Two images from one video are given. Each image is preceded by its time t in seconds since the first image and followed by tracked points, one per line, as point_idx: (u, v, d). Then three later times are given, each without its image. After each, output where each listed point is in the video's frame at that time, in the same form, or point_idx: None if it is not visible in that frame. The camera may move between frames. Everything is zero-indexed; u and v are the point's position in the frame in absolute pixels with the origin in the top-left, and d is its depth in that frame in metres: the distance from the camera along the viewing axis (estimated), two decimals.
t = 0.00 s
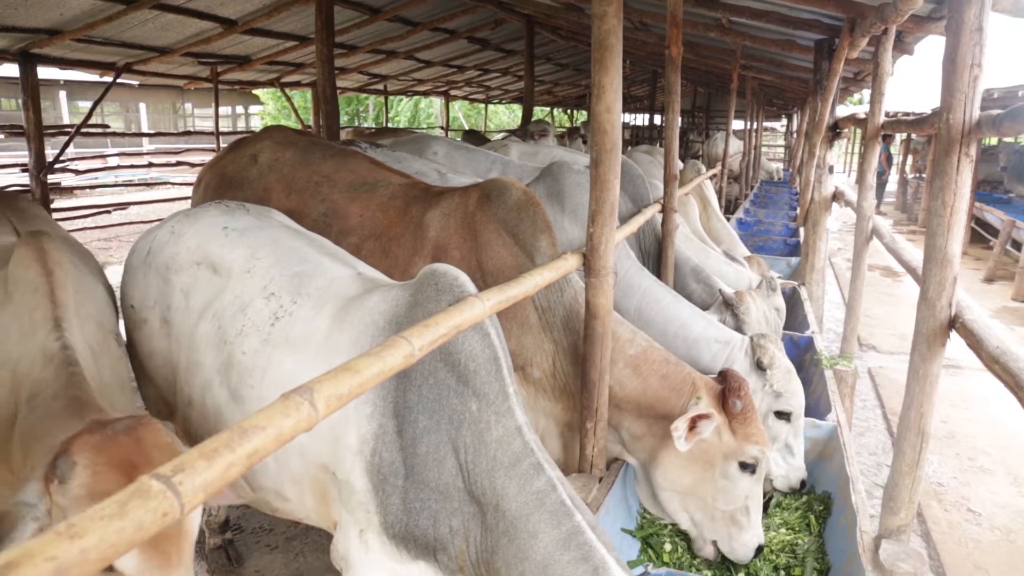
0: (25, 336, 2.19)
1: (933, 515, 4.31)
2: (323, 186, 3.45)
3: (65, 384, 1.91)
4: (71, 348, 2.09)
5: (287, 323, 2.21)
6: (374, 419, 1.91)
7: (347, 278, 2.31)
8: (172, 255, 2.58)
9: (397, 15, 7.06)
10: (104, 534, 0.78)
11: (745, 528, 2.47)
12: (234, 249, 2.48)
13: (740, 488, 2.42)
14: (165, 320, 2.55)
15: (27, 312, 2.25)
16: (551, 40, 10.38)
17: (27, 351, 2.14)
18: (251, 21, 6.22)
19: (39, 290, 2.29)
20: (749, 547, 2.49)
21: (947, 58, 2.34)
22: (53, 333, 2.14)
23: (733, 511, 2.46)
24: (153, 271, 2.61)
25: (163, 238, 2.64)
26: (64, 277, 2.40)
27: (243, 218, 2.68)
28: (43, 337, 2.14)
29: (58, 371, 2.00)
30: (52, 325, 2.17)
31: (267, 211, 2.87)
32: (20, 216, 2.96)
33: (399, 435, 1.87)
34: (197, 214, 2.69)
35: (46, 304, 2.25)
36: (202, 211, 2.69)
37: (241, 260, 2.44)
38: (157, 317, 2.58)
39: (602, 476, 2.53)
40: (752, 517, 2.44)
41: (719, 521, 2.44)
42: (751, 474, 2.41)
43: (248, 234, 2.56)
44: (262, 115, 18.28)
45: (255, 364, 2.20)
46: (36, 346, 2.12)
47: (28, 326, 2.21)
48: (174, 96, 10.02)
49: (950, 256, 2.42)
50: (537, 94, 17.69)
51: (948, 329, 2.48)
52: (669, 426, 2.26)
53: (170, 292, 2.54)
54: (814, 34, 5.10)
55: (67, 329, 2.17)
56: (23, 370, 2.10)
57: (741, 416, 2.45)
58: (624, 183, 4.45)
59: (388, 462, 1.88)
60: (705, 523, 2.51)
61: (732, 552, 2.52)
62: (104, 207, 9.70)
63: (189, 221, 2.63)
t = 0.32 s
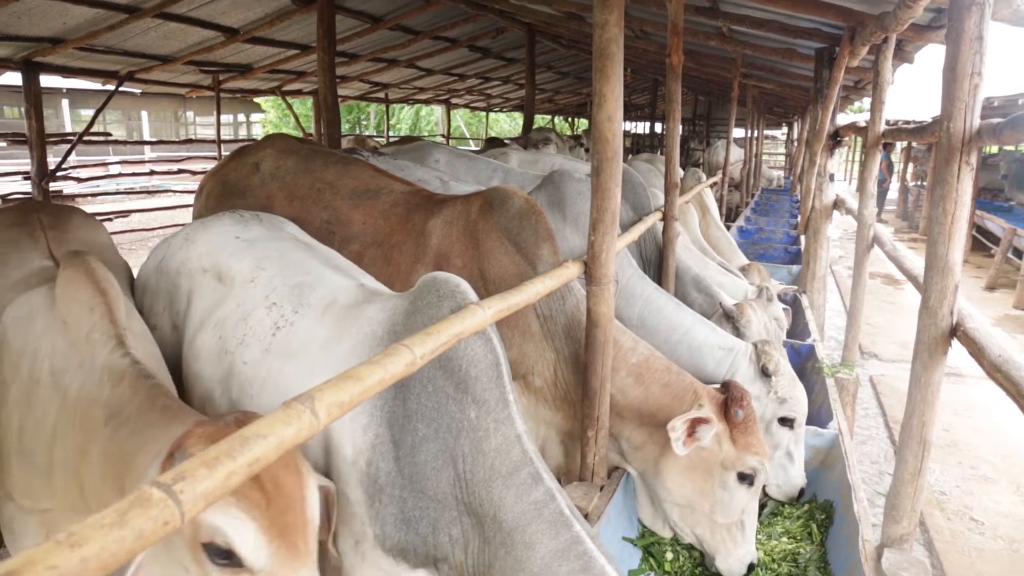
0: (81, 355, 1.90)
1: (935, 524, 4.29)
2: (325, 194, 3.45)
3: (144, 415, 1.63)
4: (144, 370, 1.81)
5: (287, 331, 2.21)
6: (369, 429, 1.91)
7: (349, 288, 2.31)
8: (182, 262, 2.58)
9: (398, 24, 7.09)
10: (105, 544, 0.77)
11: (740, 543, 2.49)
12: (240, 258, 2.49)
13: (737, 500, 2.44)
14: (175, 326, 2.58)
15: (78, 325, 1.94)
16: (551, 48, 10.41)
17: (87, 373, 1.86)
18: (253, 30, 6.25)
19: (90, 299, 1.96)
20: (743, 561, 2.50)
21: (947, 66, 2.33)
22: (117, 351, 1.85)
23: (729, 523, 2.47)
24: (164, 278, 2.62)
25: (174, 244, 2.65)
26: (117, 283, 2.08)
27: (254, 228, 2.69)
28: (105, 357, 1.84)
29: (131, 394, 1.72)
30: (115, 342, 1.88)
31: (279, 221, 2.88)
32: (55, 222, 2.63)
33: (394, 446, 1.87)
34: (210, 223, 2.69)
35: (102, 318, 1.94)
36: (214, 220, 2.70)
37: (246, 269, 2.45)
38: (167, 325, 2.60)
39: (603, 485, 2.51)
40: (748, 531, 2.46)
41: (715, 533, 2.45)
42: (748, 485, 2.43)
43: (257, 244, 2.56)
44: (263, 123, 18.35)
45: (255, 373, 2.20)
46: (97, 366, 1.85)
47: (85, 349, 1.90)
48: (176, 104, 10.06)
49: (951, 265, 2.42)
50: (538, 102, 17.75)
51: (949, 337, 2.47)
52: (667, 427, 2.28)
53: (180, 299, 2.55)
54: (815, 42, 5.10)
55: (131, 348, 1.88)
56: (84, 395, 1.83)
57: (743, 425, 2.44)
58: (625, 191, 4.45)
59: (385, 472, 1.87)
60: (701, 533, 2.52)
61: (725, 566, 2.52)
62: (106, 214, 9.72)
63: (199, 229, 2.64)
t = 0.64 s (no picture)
0: (122, 370, 1.83)
1: (938, 533, 4.28)
2: (331, 199, 3.45)
3: (188, 432, 1.54)
4: (185, 384, 1.71)
5: (285, 339, 2.21)
6: (361, 440, 1.95)
7: (347, 299, 2.31)
8: (193, 269, 2.59)
9: (400, 32, 7.11)
10: (105, 552, 0.77)
11: (745, 544, 2.49)
12: (246, 266, 2.49)
13: (742, 501, 2.44)
14: (184, 333, 2.59)
15: (121, 339, 1.86)
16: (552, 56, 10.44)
17: (130, 389, 1.77)
18: (255, 37, 6.27)
19: (135, 314, 1.88)
20: (747, 562, 2.51)
21: (947, 75, 2.33)
22: (159, 365, 1.76)
23: (733, 525, 2.47)
24: (174, 284, 2.63)
25: (185, 252, 2.66)
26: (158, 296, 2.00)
27: (263, 237, 2.69)
28: (147, 370, 1.75)
29: (172, 409, 1.63)
30: (158, 355, 1.78)
31: (290, 232, 2.88)
32: (71, 234, 2.63)
33: (383, 459, 1.90)
34: (221, 232, 2.70)
35: (145, 332, 1.84)
36: (226, 229, 2.71)
37: (250, 277, 2.45)
38: (174, 331, 2.61)
39: (603, 494, 2.50)
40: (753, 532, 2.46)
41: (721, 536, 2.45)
42: (753, 485, 2.43)
43: (265, 253, 2.57)
44: (265, 130, 18.40)
45: (254, 382, 2.20)
46: (137, 381, 1.76)
47: (126, 359, 1.83)
48: (178, 111, 10.09)
49: (952, 273, 2.42)
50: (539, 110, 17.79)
51: (951, 346, 2.47)
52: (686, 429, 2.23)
53: (190, 306, 2.57)
54: (815, 50, 5.11)
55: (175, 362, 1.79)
56: (128, 411, 1.75)
57: (748, 426, 2.44)
58: (625, 199, 4.45)
59: (374, 484, 1.92)
60: (709, 537, 2.51)
61: (729, 568, 2.53)
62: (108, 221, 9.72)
63: (210, 237, 2.65)
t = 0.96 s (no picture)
0: (123, 385, 1.84)
1: (942, 546, 4.25)
2: (334, 209, 3.46)
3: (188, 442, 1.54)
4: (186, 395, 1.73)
5: (270, 355, 2.22)
6: (345, 463, 2.00)
7: (338, 313, 2.31)
8: (191, 282, 2.59)
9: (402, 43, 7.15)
10: (105, 563, 0.77)
11: (748, 569, 2.41)
12: (240, 277, 2.49)
13: (739, 524, 2.36)
14: (182, 345, 2.60)
15: (122, 352, 1.88)
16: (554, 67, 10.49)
17: (132, 404, 1.78)
18: (258, 48, 6.30)
19: (136, 327, 1.89)
20: None
21: (947, 88, 2.33)
22: (161, 378, 1.77)
23: (733, 550, 2.40)
24: (173, 296, 2.64)
25: (184, 263, 2.66)
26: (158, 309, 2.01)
27: (260, 247, 2.70)
28: (149, 384, 1.77)
29: (172, 420, 1.63)
30: (160, 368, 1.81)
31: (288, 242, 2.87)
32: (66, 244, 2.63)
33: (367, 482, 1.95)
34: (218, 244, 2.70)
35: (147, 344, 1.86)
36: (222, 240, 2.71)
37: (244, 288, 2.45)
38: (169, 342, 2.63)
39: (604, 506, 2.48)
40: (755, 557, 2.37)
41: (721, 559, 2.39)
42: (749, 508, 2.35)
43: (259, 262, 2.57)
44: (268, 140, 18.46)
45: (243, 399, 2.22)
46: (138, 392, 1.77)
47: (127, 372, 1.84)
48: (181, 121, 10.12)
49: (954, 285, 2.41)
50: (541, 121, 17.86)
51: (954, 358, 2.46)
52: (657, 445, 2.26)
53: (185, 315, 2.58)
54: (816, 63, 5.12)
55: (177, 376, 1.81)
56: (128, 425, 1.76)
57: (736, 446, 2.39)
58: (626, 211, 4.46)
59: (359, 507, 1.97)
60: (707, 558, 2.46)
61: None
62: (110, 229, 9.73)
63: (207, 248, 2.66)
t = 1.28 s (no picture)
0: (116, 405, 1.80)
1: (946, 564, 4.21)
2: (335, 222, 3.47)
3: (178, 470, 1.49)
4: (176, 419, 1.68)
5: (267, 367, 2.22)
6: (336, 480, 1.96)
7: (334, 326, 2.31)
8: (189, 293, 2.59)
9: (405, 57, 7.19)
10: None
11: None
12: (238, 290, 2.50)
13: (748, 540, 2.35)
14: (179, 357, 2.60)
15: (117, 370, 1.83)
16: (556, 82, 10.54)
17: (124, 427, 1.73)
18: (263, 63, 6.33)
19: (133, 342, 1.84)
20: None
21: (948, 105, 2.33)
22: (154, 398, 1.72)
23: (745, 567, 2.38)
24: (171, 308, 2.63)
25: (182, 275, 2.65)
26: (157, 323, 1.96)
27: (259, 259, 2.71)
28: (142, 405, 1.72)
29: (159, 448, 1.58)
30: (154, 387, 1.76)
31: (288, 255, 2.87)
32: (67, 257, 2.59)
33: (358, 500, 1.92)
34: (216, 256, 2.70)
35: (142, 362, 1.81)
36: (221, 251, 2.71)
37: (242, 301, 2.46)
38: (169, 356, 2.63)
39: (606, 523, 2.46)
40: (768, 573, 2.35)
41: None
42: (755, 523, 2.33)
43: (258, 275, 2.58)
44: (271, 154, 18.54)
45: (238, 411, 2.21)
46: (130, 413, 1.73)
47: (122, 391, 1.80)
48: (185, 134, 10.18)
49: (956, 300, 2.40)
50: (543, 135, 17.94)
51: (957, 374, 2.45)
52: (660, 470, 2.23)
53: (182, 327, 2.58)
54: (817, 79, 5.14)
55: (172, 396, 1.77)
56: (119, 447, 1.71)
57: (737, 459, 2.38)
58: (628, 226, 4.48)
59: (352, 525, 1.93)
60: None
61: None
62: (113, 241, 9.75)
63: (206, 260, 2.66)
